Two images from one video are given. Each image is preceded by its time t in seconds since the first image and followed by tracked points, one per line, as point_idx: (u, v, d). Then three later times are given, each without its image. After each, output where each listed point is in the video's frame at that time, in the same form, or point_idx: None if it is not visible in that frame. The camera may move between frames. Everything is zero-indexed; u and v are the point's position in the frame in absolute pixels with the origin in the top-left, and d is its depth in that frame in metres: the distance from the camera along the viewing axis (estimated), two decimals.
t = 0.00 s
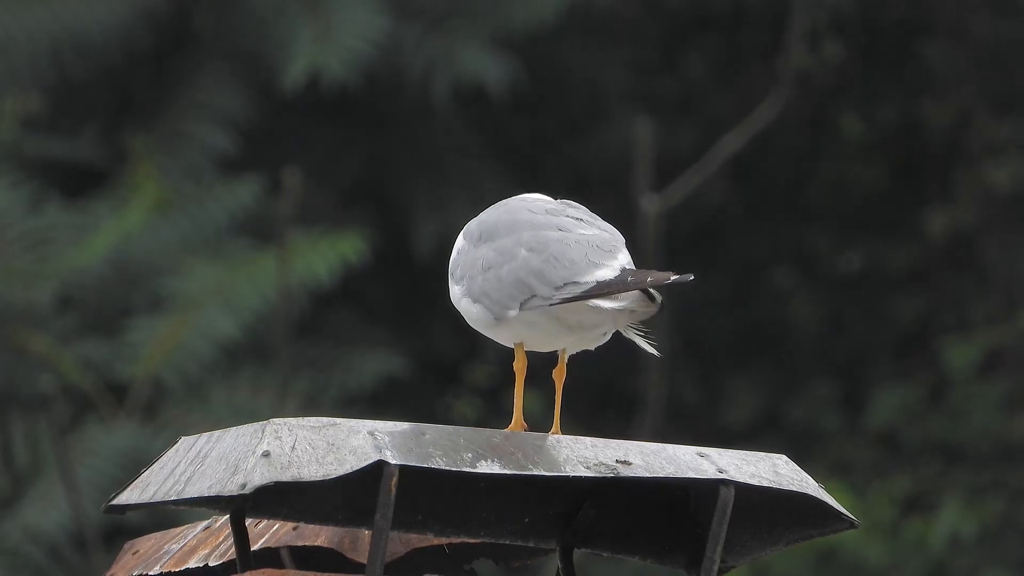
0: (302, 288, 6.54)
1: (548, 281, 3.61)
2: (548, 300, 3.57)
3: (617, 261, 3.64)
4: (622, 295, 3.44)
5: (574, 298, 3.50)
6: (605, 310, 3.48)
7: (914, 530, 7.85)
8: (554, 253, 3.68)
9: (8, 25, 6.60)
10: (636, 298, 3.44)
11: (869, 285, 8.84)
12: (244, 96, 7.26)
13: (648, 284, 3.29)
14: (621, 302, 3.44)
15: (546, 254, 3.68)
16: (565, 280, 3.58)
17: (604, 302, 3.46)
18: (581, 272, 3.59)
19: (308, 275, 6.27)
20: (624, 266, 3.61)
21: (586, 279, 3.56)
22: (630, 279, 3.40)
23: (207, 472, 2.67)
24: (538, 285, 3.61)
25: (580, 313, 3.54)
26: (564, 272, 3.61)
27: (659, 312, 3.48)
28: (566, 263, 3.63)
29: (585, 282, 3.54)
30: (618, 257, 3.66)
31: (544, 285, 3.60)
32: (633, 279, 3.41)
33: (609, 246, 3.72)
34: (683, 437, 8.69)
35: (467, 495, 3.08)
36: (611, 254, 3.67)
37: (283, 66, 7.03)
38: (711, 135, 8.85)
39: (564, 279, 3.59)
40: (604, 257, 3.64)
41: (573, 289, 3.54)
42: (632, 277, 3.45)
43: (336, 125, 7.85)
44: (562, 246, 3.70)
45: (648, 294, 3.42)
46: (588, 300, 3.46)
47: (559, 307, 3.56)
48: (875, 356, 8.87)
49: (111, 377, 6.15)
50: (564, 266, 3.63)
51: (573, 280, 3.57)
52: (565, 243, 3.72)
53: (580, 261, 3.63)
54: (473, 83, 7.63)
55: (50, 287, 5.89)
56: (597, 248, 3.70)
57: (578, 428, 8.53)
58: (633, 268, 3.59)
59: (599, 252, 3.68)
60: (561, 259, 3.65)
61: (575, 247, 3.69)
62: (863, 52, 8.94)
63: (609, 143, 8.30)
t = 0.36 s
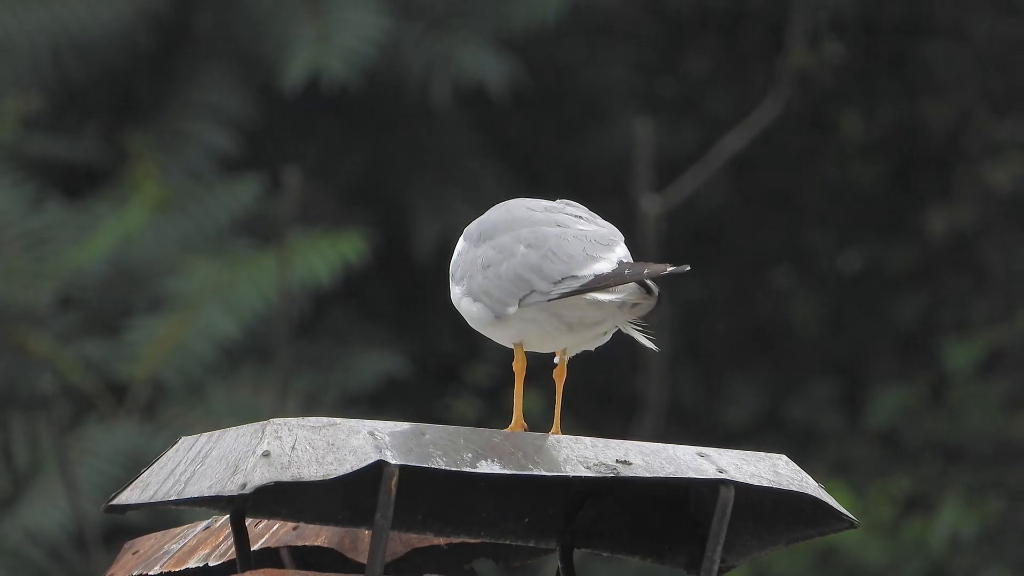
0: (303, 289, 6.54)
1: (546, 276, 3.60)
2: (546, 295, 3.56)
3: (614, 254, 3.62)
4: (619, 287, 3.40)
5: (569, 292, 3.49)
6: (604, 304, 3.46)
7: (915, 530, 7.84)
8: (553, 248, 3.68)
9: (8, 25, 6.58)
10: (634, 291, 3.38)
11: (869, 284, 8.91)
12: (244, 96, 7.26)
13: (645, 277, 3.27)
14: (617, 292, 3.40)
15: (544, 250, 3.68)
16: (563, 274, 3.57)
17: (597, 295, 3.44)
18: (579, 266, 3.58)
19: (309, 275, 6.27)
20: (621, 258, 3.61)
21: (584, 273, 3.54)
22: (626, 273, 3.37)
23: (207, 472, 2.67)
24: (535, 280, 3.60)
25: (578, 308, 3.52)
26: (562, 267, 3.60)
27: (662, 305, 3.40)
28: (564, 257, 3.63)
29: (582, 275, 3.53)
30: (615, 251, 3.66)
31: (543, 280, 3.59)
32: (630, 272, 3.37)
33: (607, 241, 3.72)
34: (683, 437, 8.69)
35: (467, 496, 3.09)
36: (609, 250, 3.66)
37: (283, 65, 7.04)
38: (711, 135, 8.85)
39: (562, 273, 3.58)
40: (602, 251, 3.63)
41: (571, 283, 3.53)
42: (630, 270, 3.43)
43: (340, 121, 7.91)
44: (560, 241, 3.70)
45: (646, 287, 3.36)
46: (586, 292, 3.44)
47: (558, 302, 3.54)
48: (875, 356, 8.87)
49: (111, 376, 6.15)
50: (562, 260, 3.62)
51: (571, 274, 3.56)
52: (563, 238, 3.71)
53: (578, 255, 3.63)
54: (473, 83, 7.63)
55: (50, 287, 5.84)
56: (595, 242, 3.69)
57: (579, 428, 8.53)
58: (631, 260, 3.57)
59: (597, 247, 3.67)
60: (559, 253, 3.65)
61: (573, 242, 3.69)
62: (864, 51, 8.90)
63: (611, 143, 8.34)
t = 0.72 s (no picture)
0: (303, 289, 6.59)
1: (547, 276, 3.60)
2: (546, 295, 3.55)
3: (615, 254, 3.63)
4: (621, 287, 3.40)
5: (570, 292, 3.49)
6: (605, 304, 3.46)
7: (915, 531, 7.84)
8: (553, 247, 3.68)
9: (8, 25, 6.56)
10: (636, 291, 3.39)
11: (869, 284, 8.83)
12: (244, 96, 7.26)
13: (647, 276, 3.26)
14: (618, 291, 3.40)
15: (545, 249, 3.68)
16: (564, 274, 3.57)
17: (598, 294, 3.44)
18: (580, 266, 3.58)
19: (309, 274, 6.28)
20: (622, 258, 3.60)
21: (584, 273, 3.54)
22: (627, 273, 3.37)
23: (207, 472, 2.67)
24: (536, 279, 3.60)
25: (578, 307, 3.52)
26: (563, 267, 3.60)
27: (663, 304, 3.42)
28: (565, 257, 3.63)
29: (582, 275, 3.53)
30: (616, 250, 3.66)
31: (543, 280, 3.59)
32: (630, 272, 3.37)
33: (608, 240, 3.72)
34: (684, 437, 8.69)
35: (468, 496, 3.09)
36: (611, 249, 3.66)
37: (283, 66, 7.04)
38: (711, 136, 8.84)
39: (563, 273, 3.58)
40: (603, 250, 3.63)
41: (572, 283, 3.53)
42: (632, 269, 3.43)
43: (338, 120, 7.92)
44: (560, 241, 3.70)
45: (648, 286, 3.37)
46: (587, 292, 3.44)
47: (558, 302, 3.54)
48: (875, 356, 8.87)
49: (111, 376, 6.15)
50: (562, 260, 3.62)
51: (572, 275, 3.55)
52: (564, 238, 3.71)
53: (579, 254, 3.63)
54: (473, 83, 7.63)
55: (50, 287, 5.84)
56: (595, 241, 3.69)
57: (579, 428, 8.53)
58: (631, 260, 3.57)
59: (598, 246, 3.67)
60: (560, 253, 3.65)
61: (574, 242, 3.69)
62: (863, 51, 8.83)
63: (611, 143, 8.33)
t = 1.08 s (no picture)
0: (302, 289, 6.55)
1: (546, 276, 3.60)
2: (546, 295, 3.55)
3: (614, 255, 3.63)
4: (621, 288, 3.40)
5: (570, 292, 3.49)
6: (605, 304, 3.46)
7: (915, 530, 7.83)
8: (553, 248, 3.68)
9: (8, 25, 6.58)
10: (635, 291, 3.39)
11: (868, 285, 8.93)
12: (243, 96, 7.25)
13: (647, 277, 3.26)
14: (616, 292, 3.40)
15: (544, 249, 3.68)
16: (564, 275, 3.57)
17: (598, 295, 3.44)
18: (579, 266, 3.58)
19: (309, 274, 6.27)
20: (621, 258, 3.61)
21: (584, 273, 3.54)
22: (627, 273, 3.37)
23: (207, 472, 2.67)
24: (535, 279, 3.61)
25: (578, 307, 3.52)
26: (562, 267, 3.60)
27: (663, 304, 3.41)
28: (564, 258, 3.63)
29: (581, 275, 3.54)
30: (615, 251, 3.66)
31: (543, 281, 3.59)
32: (630, 272, 3.37)
33: (607, 241, 3.72)
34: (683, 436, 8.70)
35: (467, 496, 3.08)
36: (610, 249, 3.66)
37: (283, 65, 7.05)
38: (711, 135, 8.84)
39: (562, 274, 3.58)
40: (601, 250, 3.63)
41: (571, 284, 3.53)
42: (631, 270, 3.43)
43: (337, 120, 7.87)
44: (559, 241, 3.70)
45: (647, 287, 3.36)
46: (587, 293, 3.44)
47: (558, 302, 3.54)
48: (875, 355, 8.87)
49: (112, 376, 6.14)
50: (562, 261, 3.62)
51: (571, 275, 3.56)
52: (563, 239, 3.72)
53: (578, 255, 3.63)
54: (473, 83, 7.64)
55: (50, 288, 5.85)
56: (594, 242, 3.70)
57: (579, 428, 8.53)
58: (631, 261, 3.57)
59: (597, 247, 3.67)
60: (559, 253, 3.65)
61: (573, 242, 3.69)
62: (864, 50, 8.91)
63: (611, 143, 8.33)
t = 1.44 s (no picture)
0: (303, 289, 6.55)
1: (545, 276, 3.60)
2: (545, 295, 3.55)
3: (613, 255, 3.63)
4: (620, 288, 3.40)
5: (570, 292, 3.49)
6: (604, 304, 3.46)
7: (915, 530, 7.83)
8: (552, 248, 3.68)
9: (8, 25, 6.60)
10: (634, 292, 3.39)
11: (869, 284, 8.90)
12: (243, 96, 7.25)
13: (646, 278, 3.26)
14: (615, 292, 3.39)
15: (542, 248, 3.68)
16: (563, 275, 3.57)
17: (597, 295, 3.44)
18: (578, 266, 3.58)
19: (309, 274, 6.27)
20: (620, 258, 3.61)
21: (583, 273, 3.54)
22: (627, 274, 3.37)
23: (207, 472, 2.67)
24: (535, 278, 3.61)
25: (577, 308, 3.52)
26: (562, 267, 3.60)
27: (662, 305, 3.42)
28: (563, 258, 3.63)
29: (580, 275, 3.54)
30: (614, 251, 3.66)
31: (542, 281, 3.59)
32: (630, 272, 3.37)
33: (606, 241, 3.72)
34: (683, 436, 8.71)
35: (468, 496, 3.09)
36: (608, 249, 3.67)
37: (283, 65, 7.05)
38: (712, 135, 8.83)
39: (561, 274, 3.58)
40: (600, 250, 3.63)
41: (570, 284, 3.53)
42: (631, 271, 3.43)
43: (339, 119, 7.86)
44: (558, 241, 3.70)
45: (646, 288, 3.37)
46: (587, 293, 3.44)
47: (557, 302, 3.54)
48: (875, 355, 8.87)
49: (112, 376, 6.14)
50: (561, 261, 3.62)
51: (570, 276, 3.56)
52: (562, 239, 3.71)
53: (577, 255, 3.63)
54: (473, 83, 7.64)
55: (50, 288, 5.85)
56: (593, 242, 3.70)
57: (579, 427, 8.53)
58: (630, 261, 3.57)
59: (596, 247, 3.67)
60: (558, 254, 3.65)
61: (572, 242, 3.69)
62: (864, 50, 8.93)
63: (611, 143, 8.34)
